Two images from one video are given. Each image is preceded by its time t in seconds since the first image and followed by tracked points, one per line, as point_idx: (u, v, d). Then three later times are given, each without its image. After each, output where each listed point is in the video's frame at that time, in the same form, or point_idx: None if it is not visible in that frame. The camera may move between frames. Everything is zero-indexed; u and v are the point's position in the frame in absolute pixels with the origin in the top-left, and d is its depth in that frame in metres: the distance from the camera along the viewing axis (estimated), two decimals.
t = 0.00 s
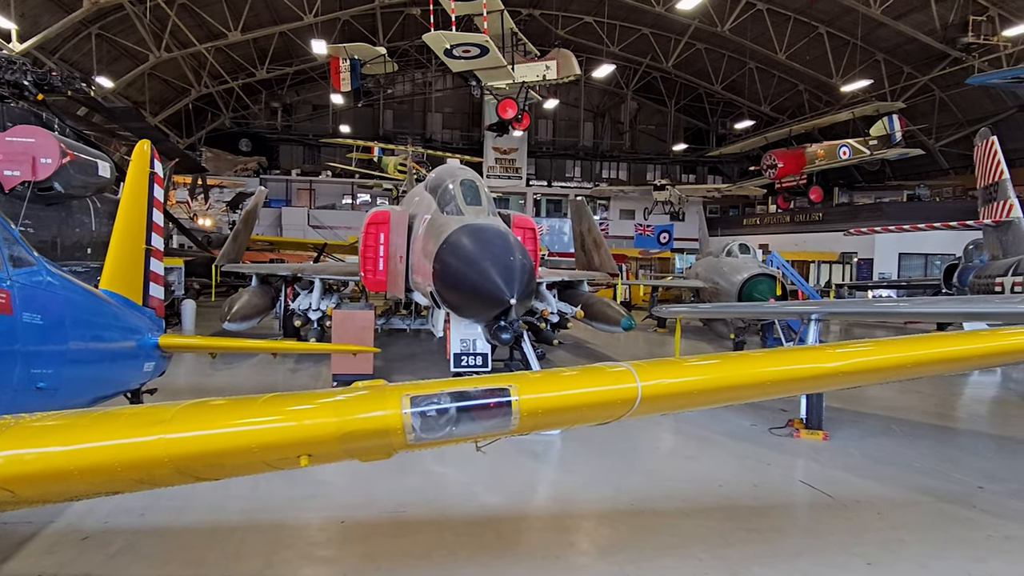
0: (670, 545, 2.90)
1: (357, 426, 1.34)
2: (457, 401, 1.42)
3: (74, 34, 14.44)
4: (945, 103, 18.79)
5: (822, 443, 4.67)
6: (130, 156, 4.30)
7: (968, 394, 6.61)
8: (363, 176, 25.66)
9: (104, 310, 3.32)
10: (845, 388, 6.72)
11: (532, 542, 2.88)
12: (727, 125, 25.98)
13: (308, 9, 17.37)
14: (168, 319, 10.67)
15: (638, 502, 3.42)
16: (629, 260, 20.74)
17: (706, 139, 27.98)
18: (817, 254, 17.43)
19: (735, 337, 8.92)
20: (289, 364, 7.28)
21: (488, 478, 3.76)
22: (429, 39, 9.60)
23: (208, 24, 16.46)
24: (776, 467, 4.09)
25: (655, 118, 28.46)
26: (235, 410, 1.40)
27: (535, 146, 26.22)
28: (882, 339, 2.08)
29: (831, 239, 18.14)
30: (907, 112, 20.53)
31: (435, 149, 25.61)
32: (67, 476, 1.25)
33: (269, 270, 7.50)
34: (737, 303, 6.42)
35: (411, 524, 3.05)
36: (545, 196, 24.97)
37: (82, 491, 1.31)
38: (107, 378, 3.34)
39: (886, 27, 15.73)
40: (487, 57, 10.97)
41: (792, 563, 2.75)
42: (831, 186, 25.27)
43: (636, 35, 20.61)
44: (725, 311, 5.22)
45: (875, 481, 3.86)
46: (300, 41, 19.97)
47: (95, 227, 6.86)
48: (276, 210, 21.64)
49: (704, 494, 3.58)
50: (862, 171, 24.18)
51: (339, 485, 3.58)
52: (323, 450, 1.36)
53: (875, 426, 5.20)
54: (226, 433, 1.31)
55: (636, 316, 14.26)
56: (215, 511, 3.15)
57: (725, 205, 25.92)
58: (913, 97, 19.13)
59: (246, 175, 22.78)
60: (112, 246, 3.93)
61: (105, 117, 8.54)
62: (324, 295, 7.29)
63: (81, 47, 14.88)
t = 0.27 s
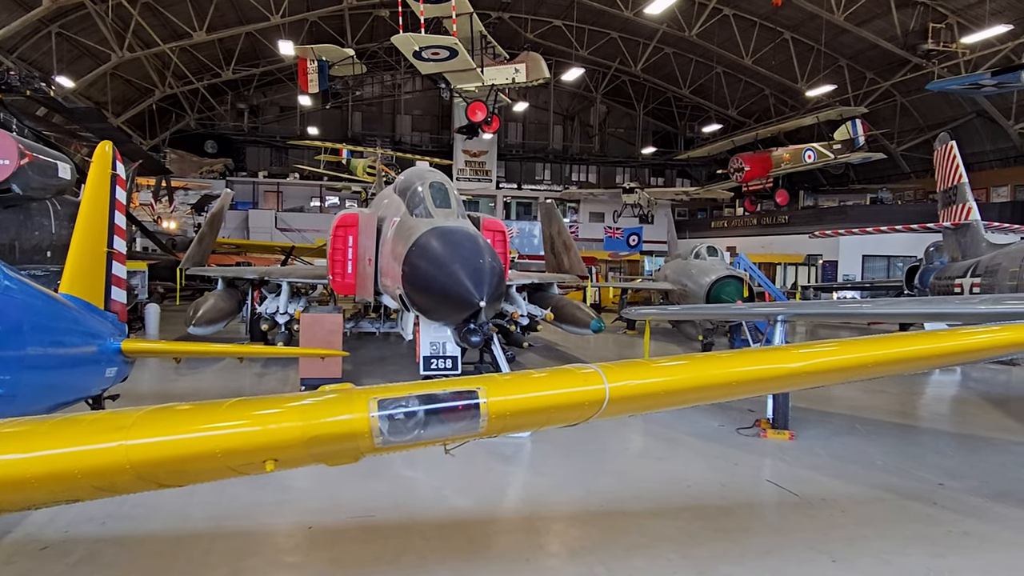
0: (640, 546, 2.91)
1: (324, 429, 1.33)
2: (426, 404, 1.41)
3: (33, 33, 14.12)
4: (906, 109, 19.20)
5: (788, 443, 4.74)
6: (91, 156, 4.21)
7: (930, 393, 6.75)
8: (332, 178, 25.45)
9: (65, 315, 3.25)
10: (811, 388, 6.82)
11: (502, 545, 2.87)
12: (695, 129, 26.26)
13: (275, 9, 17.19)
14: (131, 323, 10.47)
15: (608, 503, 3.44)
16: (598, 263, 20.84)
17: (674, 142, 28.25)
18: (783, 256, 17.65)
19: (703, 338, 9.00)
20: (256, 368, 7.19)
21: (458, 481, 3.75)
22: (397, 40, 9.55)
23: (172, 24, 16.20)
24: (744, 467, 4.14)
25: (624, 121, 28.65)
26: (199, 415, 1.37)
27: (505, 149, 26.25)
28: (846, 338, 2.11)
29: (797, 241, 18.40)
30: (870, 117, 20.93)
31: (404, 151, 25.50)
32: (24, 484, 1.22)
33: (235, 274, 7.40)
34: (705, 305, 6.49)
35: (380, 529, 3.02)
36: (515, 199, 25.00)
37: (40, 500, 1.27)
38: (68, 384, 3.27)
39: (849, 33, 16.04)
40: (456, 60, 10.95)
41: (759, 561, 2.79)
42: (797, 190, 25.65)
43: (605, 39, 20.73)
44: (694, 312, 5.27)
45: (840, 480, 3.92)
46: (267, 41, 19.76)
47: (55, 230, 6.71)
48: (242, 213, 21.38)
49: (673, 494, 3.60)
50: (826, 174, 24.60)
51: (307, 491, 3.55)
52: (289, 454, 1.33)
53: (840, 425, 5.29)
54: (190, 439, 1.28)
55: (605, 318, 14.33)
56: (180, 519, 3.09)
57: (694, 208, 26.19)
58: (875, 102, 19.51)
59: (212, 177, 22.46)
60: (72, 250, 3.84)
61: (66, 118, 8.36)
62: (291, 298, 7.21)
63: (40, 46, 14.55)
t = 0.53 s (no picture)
0: (610, 546, 2.93)
1: (291, 433, 1.32)
2: (394, 407, 1.41)
3: None
4: (870, 113, 19.57)
5: (756, 442, 4.80)
6: (52, 157, 4.11)
7: (893, 392, 6.88)
8: (301, 180, 25.23)
9: (24, 320, 3.19)
10: (778, 388, 6.91)
11: (473, 547, 2.87)
12: (665, 132, 26.50)
13: (243, 9, 17.01)
14: (94, 327, 10.27)
15: (579, 504, 3.45)
16: (570, 265, 20.94)
17: (644, 145, 28.46)
18: (751, 258, 17.85)
19: (673, 339, 9.07)
20: (224, 373, 7.10)
21: (428, 484, 3.74)
22: (367, 41, 9.50)
23: (137, 23, 15.94)
24: (712, 467, 4.19)
25: (594, 124, 28.80)
26: (164, 419, 1.36)
27: (476, 151, 26.25)
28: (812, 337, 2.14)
29: (765, 244, 18.65)
30: (835, 121, 21.29)
31: (374, 153, 25.38)
32: None
33: (202, 277, 7.30)
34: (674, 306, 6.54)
35: (350, 533, 3.00)
36: (486, 201, 25.00)
37: None
38: (28, 391, 3.20)
39: (814, 39, 16.32)
40: (427, 61, 10.92)
41: (726, 559, 2.82)
42: (765, 193, 25.99)
43: (575, 42, 20.83)
44: (663, 314, 5.32)
45: (806, 478, 3.98)
46: (235, 41, 19.53)
47: (15, 233, 6.56)
48: (209, 215, 21.08)
49: (643, 494, 3.63)
50: (793, 178, 24.96)
51: (275, 495, 3.51)
52: (255, 458, 1.32)
53: (806, 424, 5.38)
54: (156, 442, 1.27)
55: (576, 320, 14.38)
56: (145, 526, 3.04)
57: (663, 210, 26.43)
58: (840, 107, 19.85)
59: (178, 178, 22.13)
60: (31, 253, 3.76)
61: (26, 118, 8.19)
62: (259, 301, 7.14)
63: None
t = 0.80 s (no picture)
0: (582, 547, 2.94)
1: (259, 437, 1.30)
2: (364, 409, 1.39)
3: None
4: (837, 117, 19.88)
5: (726, 442, 4.84)
6: (13, 158, 4.02)
7: (860, 392, 6.99)
8: (272, 182, 24.98)
9: None
10: (749, 388, 6.98)
11: (446, 550, 2.86)
12: (637, 134, 26.68)
13: (212, 8, 16.80)
14: (59, 331, 10.06)
15: (551, 506, 3.46)
16: (543, 266, 20.97)
17: (616, 148, 28.61)
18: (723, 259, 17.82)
19: (645, 341, 9.12)
20: (192, 377, 6.99)
21: (400, 487, 3.72)
22: (339, 42, 9.43)
23: (102, 21, 15.67)
24: (684, 467, 4.22)
25: (567, 126, 28.89)
26: (128, 424, 1.33)
27: (449, 153, 26.21)
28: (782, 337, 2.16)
29: (735, 245, 18.85)
30: (803, 125, 21.59)
31: (346, 155, 25.23)
32: None
33: (170, 279, 7.19)
34: (646, 308, 6.58)
35: (321, 538, 2.97)
36: (460, 203, 24.97)
37: None
38: None
39: (783, 43, 16.54)
40: (399, 63, 10.87)
41: (697, 558, 2.84)
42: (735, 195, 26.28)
43: (548, 45, 20.90)
44: (635, 315, 5.35)
45: (776, 477, 4.03)
46: (203, 41, 19.28)
47: None
48: (178, 217, 20.77)
49: (615, 495, 3.65)
50: (763, 180, 25.26)
51: (245, 501, 3.46)
52: (221, 463, 1.30)
53: (776, 424, 5.45)
54: (120, 449, 1.24)
55: (550, 322, 14.42)
56: (110, 534, 2.98)
57: (636, 212, 26.62)
58: (808, 111, 20.14)
59: (146, 179, 21.80)
60: None
61: None
62: (229, 304, 7.06)
63: None
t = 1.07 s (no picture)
0: (556, 548, 2.93)
1: (228, 441, 1.27)
2: (334, 413, 1.37)
3: None
4: (807, 120, 20.14)
5: (700, 442, 4.87)
6: None
7: (830, 391, 7.09)
8: (243, 182, 24.69)
9: None
10: (721, 388, 7.04)
11: (419, 553, 2.84)
12: (611, 136, 26.82)
13: (181, 6, 16.57)
14: (23, 334, 9.84)
15: (525, 507, 3.45)
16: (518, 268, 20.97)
17: (590, 149, 28.72)
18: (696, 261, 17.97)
19: (618, 342, 9.17)
20: (161, 380, 6.88)
21: (373, 490, 3.69)
22: (311, 42, 9.35)
23: (68, 18, 15.38)
24: (658, 467, 4.24)
25: (541, 128, 28.92)
26: (92, 428, 1.29)
27: (423, 154, 26.11)
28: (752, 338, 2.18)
29: (708, 246, 19.01)
30: (774, 127, 21.84)
31: (319, 155, 25.03)
32: None
33: (138, 281, 7.08)
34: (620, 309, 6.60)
35: (293, 542, 2.94)
36: (434, 204, 24.88)
37: None
38: None
39: (754, 46, 16.72)
40: (372, 63, 10.81)
41: (670, 558, 2.85)
42: (708, 197, 26.51)
43: (522, 46, 20.91)
44: (609, 316, 5.37)
45: (749, 476, 4.06)
46: (173, 39, 19.01)
47: None
48: (146, 218, 20.43)
49: (589, 495, 3.65)
50: (735, 182, 25.51)
51: (215, 506, 3.41)
52: (188, 469, 1.27)
53: (748, 423, 5.50)
54: (82, 455, 1.21)
55: (525, 323, 14.43)
56: (75, 541, 2.91)
57: (610, 213, 26.75)
58: (779, 113, 20.37)
59: (113, 179, 21.42)
60: None
61: None
62: (199, 306, 6.96)
63: None
